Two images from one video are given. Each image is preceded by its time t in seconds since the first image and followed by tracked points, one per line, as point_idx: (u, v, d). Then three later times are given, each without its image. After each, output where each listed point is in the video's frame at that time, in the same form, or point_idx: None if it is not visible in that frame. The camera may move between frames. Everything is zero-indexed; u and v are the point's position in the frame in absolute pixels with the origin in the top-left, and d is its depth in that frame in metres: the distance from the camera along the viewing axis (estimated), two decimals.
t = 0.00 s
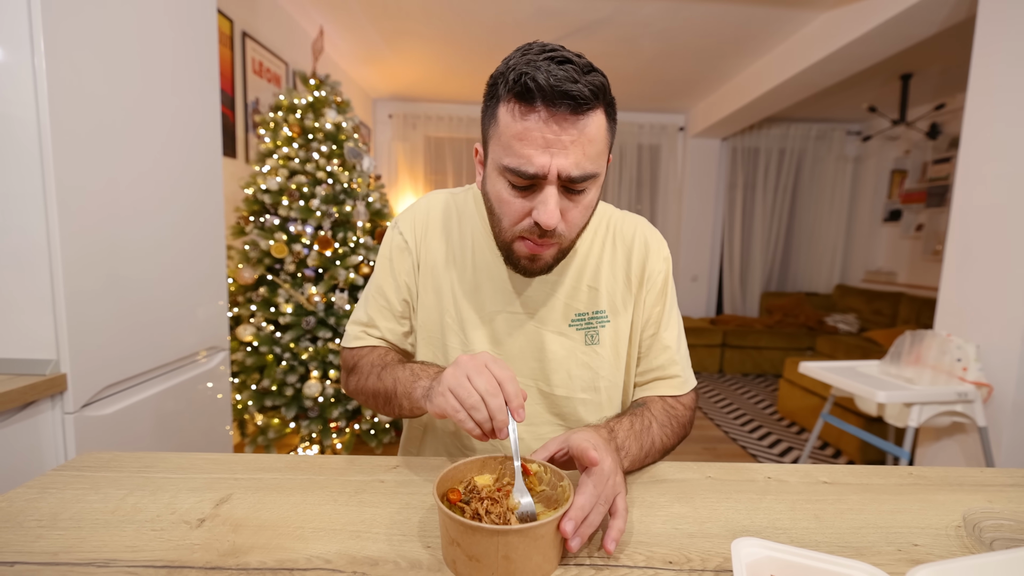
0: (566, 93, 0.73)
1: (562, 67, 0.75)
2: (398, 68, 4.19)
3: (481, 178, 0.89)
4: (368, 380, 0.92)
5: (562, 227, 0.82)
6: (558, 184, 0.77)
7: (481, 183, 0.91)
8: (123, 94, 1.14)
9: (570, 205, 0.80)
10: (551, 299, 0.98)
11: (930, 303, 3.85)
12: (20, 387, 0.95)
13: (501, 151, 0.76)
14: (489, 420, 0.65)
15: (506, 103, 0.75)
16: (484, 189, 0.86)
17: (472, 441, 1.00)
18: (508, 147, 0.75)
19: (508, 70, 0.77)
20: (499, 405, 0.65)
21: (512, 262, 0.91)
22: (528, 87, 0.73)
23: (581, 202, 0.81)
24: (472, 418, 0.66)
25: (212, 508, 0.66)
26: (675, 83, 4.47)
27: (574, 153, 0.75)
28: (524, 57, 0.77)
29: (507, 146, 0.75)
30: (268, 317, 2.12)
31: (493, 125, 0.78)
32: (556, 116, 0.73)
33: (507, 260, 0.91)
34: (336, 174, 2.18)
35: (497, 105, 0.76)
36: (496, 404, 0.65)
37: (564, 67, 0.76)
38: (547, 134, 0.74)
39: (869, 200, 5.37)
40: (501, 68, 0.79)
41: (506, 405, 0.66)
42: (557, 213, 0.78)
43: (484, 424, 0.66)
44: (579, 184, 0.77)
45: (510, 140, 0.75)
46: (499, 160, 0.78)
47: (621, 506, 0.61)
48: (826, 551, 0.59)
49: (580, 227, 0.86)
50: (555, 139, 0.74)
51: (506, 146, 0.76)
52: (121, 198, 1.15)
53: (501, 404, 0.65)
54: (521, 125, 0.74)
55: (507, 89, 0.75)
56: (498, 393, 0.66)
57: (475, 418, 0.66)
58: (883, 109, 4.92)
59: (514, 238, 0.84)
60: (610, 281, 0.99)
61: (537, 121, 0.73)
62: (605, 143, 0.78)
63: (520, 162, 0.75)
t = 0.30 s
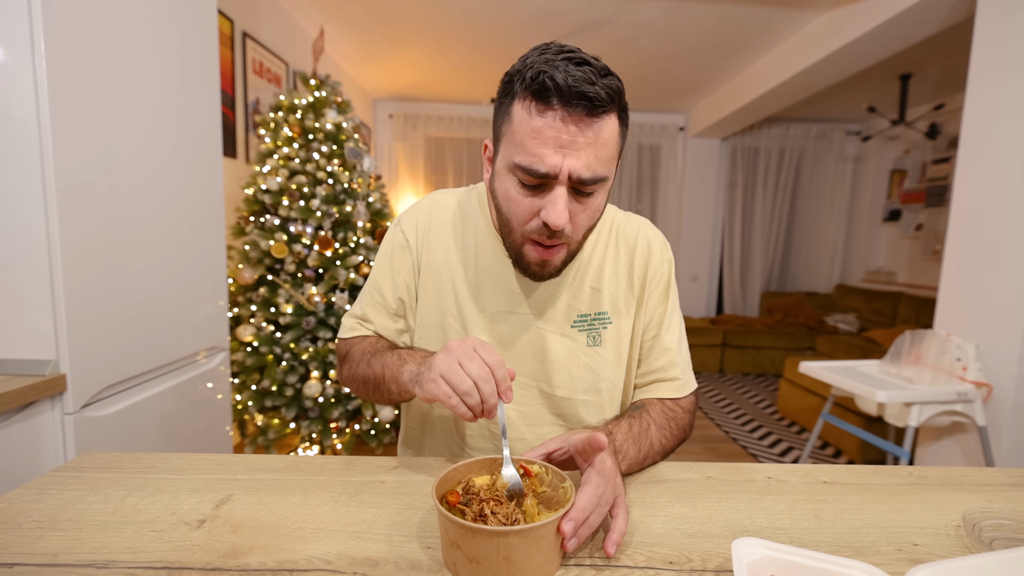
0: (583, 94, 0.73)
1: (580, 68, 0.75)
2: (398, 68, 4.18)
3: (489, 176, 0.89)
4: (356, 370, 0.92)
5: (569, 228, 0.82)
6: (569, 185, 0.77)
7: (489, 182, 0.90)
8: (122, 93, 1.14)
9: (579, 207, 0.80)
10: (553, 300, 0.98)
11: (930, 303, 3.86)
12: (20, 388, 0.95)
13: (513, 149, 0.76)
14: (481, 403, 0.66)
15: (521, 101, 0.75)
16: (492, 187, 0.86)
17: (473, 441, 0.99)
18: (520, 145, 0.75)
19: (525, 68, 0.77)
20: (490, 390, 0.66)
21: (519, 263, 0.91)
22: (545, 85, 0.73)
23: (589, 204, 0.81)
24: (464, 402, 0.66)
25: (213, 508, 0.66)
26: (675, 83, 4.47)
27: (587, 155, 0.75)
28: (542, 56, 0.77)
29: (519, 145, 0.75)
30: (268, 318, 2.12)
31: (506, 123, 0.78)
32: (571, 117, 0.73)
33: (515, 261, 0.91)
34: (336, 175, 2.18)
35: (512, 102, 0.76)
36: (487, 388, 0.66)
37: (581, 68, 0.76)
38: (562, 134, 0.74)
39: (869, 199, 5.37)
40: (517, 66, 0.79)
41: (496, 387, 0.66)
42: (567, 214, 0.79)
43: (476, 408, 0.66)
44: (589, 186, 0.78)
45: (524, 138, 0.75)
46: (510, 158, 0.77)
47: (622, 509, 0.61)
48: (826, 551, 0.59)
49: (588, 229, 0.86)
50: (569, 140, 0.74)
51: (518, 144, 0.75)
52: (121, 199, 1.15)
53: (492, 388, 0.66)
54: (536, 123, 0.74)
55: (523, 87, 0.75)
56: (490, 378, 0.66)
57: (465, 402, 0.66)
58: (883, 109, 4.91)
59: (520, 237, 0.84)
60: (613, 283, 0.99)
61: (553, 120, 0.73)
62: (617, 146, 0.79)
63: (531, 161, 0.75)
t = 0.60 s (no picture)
0: (597, 95, 0.73)
1: (595, 69, 0.76)
2: (398, 67, 4.18)
3: (496, 173, 0.88)
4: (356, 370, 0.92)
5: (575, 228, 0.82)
6: (578, 185, 0.77)
7: (495, 179, 0.90)
8: (120, 93, 1.14)
9: (587, 207, 0.81)
10: (553, 299, 0.98)
11: (929, 302, 3.86)
12: (18, 388, 0.95)
13: (524, 146, 0.76)
14: (486, 391, 0.66)
15: (535, 98, 0.75)
16: (498, 184, 0.86)
17: (473, 440, 0.99)
18: (532, 143, 0.75)
19: (540, 66, 0.77)
20: (496, 375, 0.66)
21: (526, 260, 0.90)
22: (560, 85, 0.73)
23: (596, 204, 0.81)
24: (470, 389, 0.66)
25: (212, 508, 0.66)
26: (675, 83, 4.47)
27: (598, 156, 0.75)
28: (558, 55, 0.77)
29: (531, 142, 0.75)
30: (268, 318, 2.12)
31: (518, 119, 0.77)
32: (584, 117, 0.74)
33: (522, 258, 0.90)
34: (335, 174, 2.17)
35: (525, 99, 0.76)
36: (493, 373, 0.66)
37: (596, 69, 0.76)
38: (575, 134, 0.74)
39: (868, 199, 5.37)
40: (530, 64, 0.79)
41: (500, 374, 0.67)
42: (574, 213, 0.79)
43: (483, 395, 0.66)
44: (598, 187, 0.78)
45: (536, 136, 0.74)
46: (520, 154, 0.77)
47: (624, 508, 0.61)
48: (825, 550, 0.59)
49: (593, 228, 0.86)
50: (582, 140, 0.74)
51: (530, 141, 0.75)
52: (120, 198, 1.15)
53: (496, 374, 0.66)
54: (549, 122, 0.74)
55: (537, 85, 0.75)
56: (495, 364, 0.67)
57: (471, 388, 0.66)
58: (882, 108, 4.91)
59: (526, 235, 0.84)
60: (613, 282, 0.99)
61: (566, 120, 0.74)
62: (627, 148, 0.79)
63: (543, 159, 0.75)
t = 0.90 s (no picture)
0: (605, 101, 0.73)
1: (602, 74, 0.76)
2: (398, 67, 4.18)
3: (499, 175, 0.88)
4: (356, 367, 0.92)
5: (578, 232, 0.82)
6: (583, 189, 0.77)
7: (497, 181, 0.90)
8: (121, 93, 1.14)
9: (590, 211, 0.81)
10: (554, 300, 0.98)
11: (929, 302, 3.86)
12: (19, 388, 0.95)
13: (529, 149, 0.76)
14: (471, 377, 0.67)
15: (541, 102, 0.75)
16: (501, 185, 0.85)
17: (473, 440, 0.99)
18: (538, 147, 0.75)
19: (547, 69, 0.76)
20: (479, 360, 0.66)
21: (523, 264, 0.90)
22: (567, 88, 0.73)
23: (599, 208, 0.81)
24: (455, 375, 0.67)
25: (213, 508, 0.66)
26: (675, 82, 4.47)
27: (604, 161, 0.75)
28: (565, 59, 0.77)
29: (537, 146, 0.75)
30: (268, 317, 2.12)
31: (523, 122, 0.77)
32: (591, 122, 0.73)
33: (519, 262, 0.91)
34: (336, 174, 2.17)
35: (531, 102, 0.76)
36: (477, 358, 0.67)
37: (603, 74, 0.76)
38: (581, 139, 0.74)
39: (869, 199, 5.37)
40: (537, 66, 0.78)
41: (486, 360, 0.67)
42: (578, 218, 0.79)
43: (468, 381, 0.67)
44: (602, 191, 0.78)
45: (542, 139, 0.74)
46: (525, 157, 0.77)
47: (624, 510, 0.61)
48: (826, 550, 0.59)
49: (596, 231, 0.86)
50: (588, 145, 0.74)
51: (535, 144, 0.75)
52: (121, 198, 1.15)
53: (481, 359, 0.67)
54: (556, 126, 0.73)
55: (544, 88, 0.74)
56: (479, 349, 0.67)
57: (456, 374, 0.67)
58: (882, 108, 4.91)
59: (528, 237, 0.84)
60: (614, 283, 0.99)
61: (573, 124, 0.73)
62: (631, 153, 0.79)
63: (548, 163, 0.75)
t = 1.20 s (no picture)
0: (619, 106, 0.73)
1: (617, 78, 0.76)
2: (397, 66, 4.18)
3: (506, 173, 0.88)
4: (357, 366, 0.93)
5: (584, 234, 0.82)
6: (592, 192, 0.77)
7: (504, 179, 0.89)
8: (120, 92, 1.14)
9: (597, 213, 0.81)
10: (554, 300, 0.98)
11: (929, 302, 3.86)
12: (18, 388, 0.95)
13: (541, 150, 0.76)
14: (458, 378, 0.67)
15: (555, 104, 0.75)
16: (509, 184, 0.85)
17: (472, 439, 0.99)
18: (550, 148, 0.75)
19: (561, 71, 0.76)
20: (465, 363, 0.66)
21: (531, 260, 0.90)
22: (582, 92, 0.73)
23: (606, 211, 0.82)
24: (443, 378, 0.68)
25: (211, 507, 0.66)
26: (675, 82, 4.47)
27: (614, 165, 0.76)
28: (580, 61, 0.77)
29: (549, 147, 0.75)
30: (268, 317, 2.12)
31: (535, 122, 0.77)
32: (604, 126, 0.73)
33: (527, 257, 0.90)
34: (335, 174, 2.17)
35: (545, 103, 0.75)
36: (462, 360, 0.67)
37: (617, 79, 0.76)
38: (593, 143, 0.74)
39: (868, 198, 5.37)
40: (551, 67, 0.78)
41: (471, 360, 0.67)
42: (586, 220, 0.79)
43: (456, 384, 0.67)
44: (611, 195, 0.78)
45: (555, 141, 0.74)
46: (536, 157, 0.77)
47: (623, 511, 0.61)
48: (825, 550, 0.59)
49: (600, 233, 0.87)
50: (600, 149, 0.74)
51: (547, 146, 0.75)
52: (120, 198, 1.15)
53: (467, 361, 0.67)
54: (570, 129, 0.73)
55: (559, 90, 0.74)
56: (464, 351, 0.67)
57: (444, 377, 0.67)
58: (882, 107, 4.91)
59: (534, 237, 0.84)
60: (614, 282, 0.99)
61: (586, 127, 0.73)
62: (640, 158, 0.80)
63: (560, 165, 0.74)
